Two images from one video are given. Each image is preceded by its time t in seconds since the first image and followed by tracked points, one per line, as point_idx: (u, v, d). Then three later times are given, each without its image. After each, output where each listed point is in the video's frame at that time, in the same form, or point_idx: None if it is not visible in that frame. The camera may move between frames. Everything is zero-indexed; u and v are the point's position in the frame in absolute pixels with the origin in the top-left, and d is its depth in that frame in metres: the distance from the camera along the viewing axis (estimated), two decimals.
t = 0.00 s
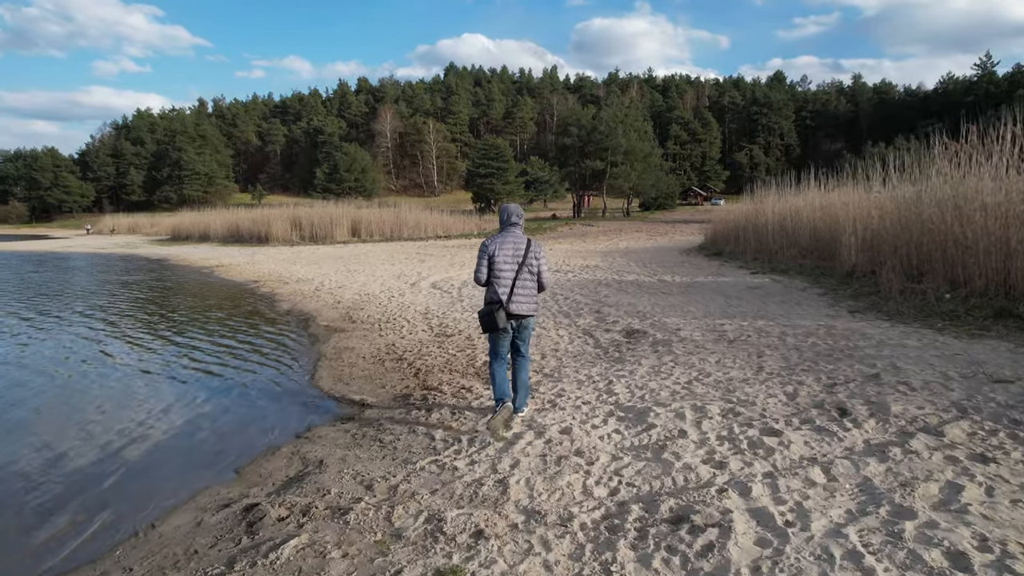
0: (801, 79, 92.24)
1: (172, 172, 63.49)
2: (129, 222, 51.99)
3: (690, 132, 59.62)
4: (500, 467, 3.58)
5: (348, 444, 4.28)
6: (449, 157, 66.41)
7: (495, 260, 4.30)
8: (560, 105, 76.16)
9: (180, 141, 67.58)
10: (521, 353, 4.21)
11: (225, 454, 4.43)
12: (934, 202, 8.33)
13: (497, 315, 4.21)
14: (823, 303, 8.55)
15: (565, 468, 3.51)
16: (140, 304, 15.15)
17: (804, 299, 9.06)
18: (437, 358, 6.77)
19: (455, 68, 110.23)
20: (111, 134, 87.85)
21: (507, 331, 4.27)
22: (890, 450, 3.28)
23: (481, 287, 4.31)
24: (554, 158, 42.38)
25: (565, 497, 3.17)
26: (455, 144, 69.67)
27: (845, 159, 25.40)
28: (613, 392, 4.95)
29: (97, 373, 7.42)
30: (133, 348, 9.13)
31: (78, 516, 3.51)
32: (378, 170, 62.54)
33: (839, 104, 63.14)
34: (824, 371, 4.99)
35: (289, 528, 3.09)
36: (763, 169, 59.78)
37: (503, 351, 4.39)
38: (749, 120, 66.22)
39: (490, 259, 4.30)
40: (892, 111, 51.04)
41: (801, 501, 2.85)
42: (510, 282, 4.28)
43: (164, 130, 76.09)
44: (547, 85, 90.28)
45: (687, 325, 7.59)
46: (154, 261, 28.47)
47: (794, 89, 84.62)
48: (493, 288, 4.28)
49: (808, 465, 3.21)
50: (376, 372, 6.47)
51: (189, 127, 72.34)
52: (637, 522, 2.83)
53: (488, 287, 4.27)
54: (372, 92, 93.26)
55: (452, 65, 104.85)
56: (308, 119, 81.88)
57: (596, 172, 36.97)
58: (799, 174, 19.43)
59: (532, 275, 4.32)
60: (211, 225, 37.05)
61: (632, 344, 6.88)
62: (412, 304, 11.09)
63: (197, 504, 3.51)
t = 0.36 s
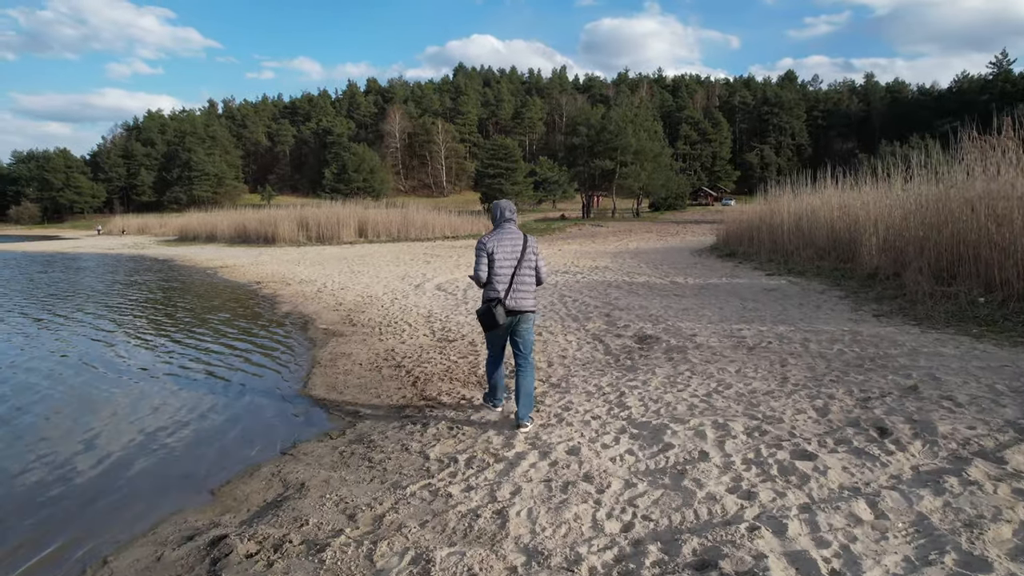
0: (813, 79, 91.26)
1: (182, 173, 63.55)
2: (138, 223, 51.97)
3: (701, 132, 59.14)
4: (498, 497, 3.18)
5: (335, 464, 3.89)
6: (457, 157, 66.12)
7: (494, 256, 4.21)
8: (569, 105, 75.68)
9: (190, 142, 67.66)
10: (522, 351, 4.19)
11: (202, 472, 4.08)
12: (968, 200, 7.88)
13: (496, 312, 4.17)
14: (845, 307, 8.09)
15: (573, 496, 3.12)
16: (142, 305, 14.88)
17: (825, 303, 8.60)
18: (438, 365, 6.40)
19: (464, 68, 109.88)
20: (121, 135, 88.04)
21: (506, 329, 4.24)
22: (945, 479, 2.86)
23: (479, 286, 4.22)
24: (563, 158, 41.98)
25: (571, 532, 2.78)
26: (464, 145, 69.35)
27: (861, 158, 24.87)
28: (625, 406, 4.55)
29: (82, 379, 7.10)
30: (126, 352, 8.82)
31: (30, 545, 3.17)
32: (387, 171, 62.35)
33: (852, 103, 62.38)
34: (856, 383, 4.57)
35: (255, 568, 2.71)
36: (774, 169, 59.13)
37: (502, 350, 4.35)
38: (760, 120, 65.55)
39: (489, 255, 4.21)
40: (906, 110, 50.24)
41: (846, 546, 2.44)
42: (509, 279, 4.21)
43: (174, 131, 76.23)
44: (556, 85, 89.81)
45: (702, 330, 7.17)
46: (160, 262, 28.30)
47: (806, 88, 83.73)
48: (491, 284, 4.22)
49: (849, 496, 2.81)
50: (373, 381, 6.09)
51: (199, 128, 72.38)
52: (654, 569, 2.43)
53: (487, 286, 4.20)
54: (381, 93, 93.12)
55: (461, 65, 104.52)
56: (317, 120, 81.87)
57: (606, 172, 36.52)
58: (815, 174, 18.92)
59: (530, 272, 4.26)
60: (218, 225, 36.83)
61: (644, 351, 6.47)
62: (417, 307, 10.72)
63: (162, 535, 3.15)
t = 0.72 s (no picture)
0: (822, 82, 90.62)
1: (190, 177, 63.51)
2: (146, 226, 51.86)
3: (709, 136, 58.74)
4: (493, 536, 2.78)
5: (315, 493, 3.50)
6: (464, 161, 65.84)
7: (481, 253, 4.27)
8: (576, 109, 75.40)
9: (197, 146, 67.65)
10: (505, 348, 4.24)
11: (169, 497, 3.75)
12: (1003, 199, 7.45)
13: (482, 308, 4.21)
14: (869, 314, 7.65)
15: (580, 537, 2.72)
16: (141, 310, 14.62)
17: (845, 310, 8.17)
18: (437, 376, 6.01)
19: (472, 73, 109.86)
20: (131, 140, 88.27)
21: (490, 325, 4.27)
22: (1019, 525, 2.43)
23: (467, 282, 4.27)
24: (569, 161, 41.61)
25: None
26: (471, 148, 69.07)
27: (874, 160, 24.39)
28: (637, 426, 4.13)
29: (65, 391, 6.79)
30: (116, 359, 8.53)
31: None
32: (394, 174, 62.12)
33: (861, 105, 61.74)
34: (895, 400, 4.12)
35: None
36: (783, 172, 58.58)
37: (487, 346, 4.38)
38: (768, 123, 65.01)
39: (477, 252, 4.26)
40: (916, 112, 49.66)
41: None
42: (496, 275, 4.26)
43: (182, 135, 76.26)
44: (564, 89, 89.48)
45: (718, 339, 6.74)
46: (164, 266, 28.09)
47: (815, 91, 83.12)
48: (478, 281, 4.26)
49: (905, 542, 2.39)
50: (367, 394, 5.71)
51: (206, 132, 72.38)
52: None
53: (474, 282, 4.24)
54: (388, 97, 93.07)
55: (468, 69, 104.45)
56: (324, 124, 81.83)
57: (613, 175, 36.15)
58: (828, 176, 18.46)
59: (517, 271, 4.33)
60: (223, 228, 36.66)
61: (657, 361, 6.05)
62: (418, 313, 10.34)
63: None
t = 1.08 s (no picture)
0: (834, 81, 89.59)
1: (200, 178, 63.60)
2: (156, 227, 51.91)
3: (720, 136, 58.24)
4: None
5: (290, 529, 3.11)
6: (474, 161, 65.51)
7: (480, 264, 4.09)
8: (586, 109, 74.89)
9: (208, 147, 67.75)
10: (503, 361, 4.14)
11: (136, 531, 3.39)
12: None
13: (480, 321, 4.07)
14: (900, 320, 7.15)
15: None
16: (143, 311, 14.33)
17: (873, 315, 7.71)
18: (436, 388, 5.60)
19: (481, 74, 109.44)
20: (142, 141, 88.58)
21: (487, 339, 4.14)
22: None
23: (466, 294, 4.10)
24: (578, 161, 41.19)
25: None
26: (480, 149, 68.76)
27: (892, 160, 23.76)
28: (656, 449, 3.71)
29: (48, 399, 6.46)
30: (108, 364, 8.21)
31: None
32: (403, 176, 61.89)
33: (873, 104, 60.88)
34: (946, 420, 3.67)
35: None
36: (795, 172, 57.84)
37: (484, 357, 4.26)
38: (779, 123, 64.30)
39: (476, 263, 4.07)
40: (931, 112, 48.82)
41: None
42: (495, 288, 4.10)
43: (193, 136, 76.46)
44: (573, 89, 88.98)
45: (739, 348, 6.29)
46: (171, 266, 27.95)
47: (827, 90, 82.15)
48: (477, 293, 4.09)
49: None
50: (362, 406, 5.33)
51: (217, 133, 72.49)
52: None
53: (474, 294, 4.08)
54: (397, 97, 92.95)
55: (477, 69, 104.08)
56: (334, 125, 81.79)
57: (624, 175, 35.64)
58: (845, 175, 17.90)
59: (517, 281, 4.17)
60: (231, 229, 36.46)
61: (674, 372, 5.62)
62: (421, 316, 9.96)
63: None
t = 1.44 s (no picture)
0: (853, 77, 88.18)
1: (215, 175, 63.66)
2: (170, 225, 51.94)
3: (736, 132, 57.42)
4: None
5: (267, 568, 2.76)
6: (487, 159, 65.07)
7: (489, 260, 4.00)
8: (600, 106, 74.20)
9: (223, 144, 67.79)
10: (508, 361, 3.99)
11: (103, 564, 3.06)
12: None
13: (487, 317, 3.98)
14: (941, 324, 6.64)
15: None
16: (150, 309, 14.10)
17: (909, 318, 7.20)
18: (440, 399, 5.20)
19: (494, 70, 108.88)
20: (159, 140, 88.95)
21: (494, 336, 4.04)
22: None
23: (474, 288, 3.99)
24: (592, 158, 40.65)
25: None
26: (494, 146, 68.31)
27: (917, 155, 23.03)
28: (682, 475, 3.29)
29: (38, 405, 6.16)
30: (104, 366, 7.93)
31: None
32: (417, 173, 61.62)
33: (894, 99, 59.71)
34: (1016, 445, 3.20)
35: None
36: (813, 169, 56.86)
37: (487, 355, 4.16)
38: (797, 119, 63.30)
39: (485, 258, 3.99)
40: (953, 106, 47.75)
41: None
42: (503, 285, 4.01)
43: (208, 133, 76.61)
44: (588, 86, 88.28)
45: (766, 355, 5.84)
46: (183, 264, 27.80)
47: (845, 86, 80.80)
48: (484, 288, 4.00)
49: None
50: (360, 417, 4.94)
51: (232, 131, 72.56)
52: None
53: (483, 289, 3.97)
54: (411, 95, 92.67)
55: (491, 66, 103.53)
56: (348, 123, 81.68)
57: (639, 172, 35.05)
58: (869, 170, 17.27)
59: (523, 278, 4.11)
60: (243, 226, 36.31)
61: (697, 382, 5.18)
62: (428, 317, 9.57)
63: None
